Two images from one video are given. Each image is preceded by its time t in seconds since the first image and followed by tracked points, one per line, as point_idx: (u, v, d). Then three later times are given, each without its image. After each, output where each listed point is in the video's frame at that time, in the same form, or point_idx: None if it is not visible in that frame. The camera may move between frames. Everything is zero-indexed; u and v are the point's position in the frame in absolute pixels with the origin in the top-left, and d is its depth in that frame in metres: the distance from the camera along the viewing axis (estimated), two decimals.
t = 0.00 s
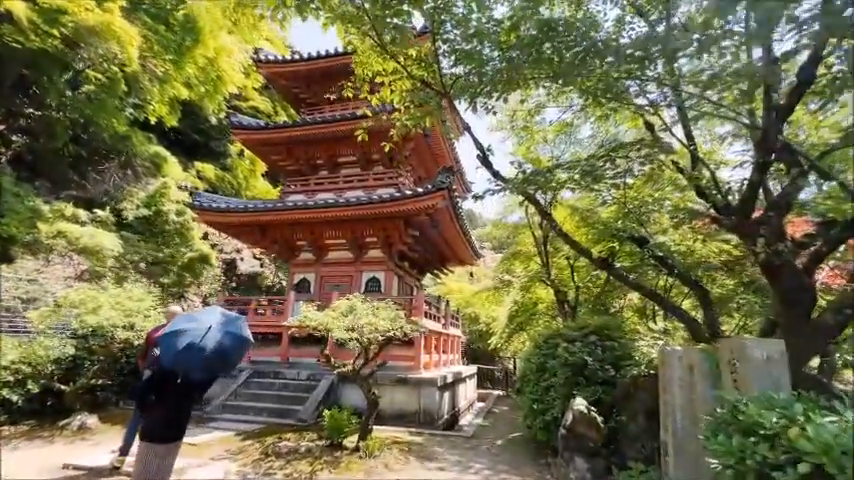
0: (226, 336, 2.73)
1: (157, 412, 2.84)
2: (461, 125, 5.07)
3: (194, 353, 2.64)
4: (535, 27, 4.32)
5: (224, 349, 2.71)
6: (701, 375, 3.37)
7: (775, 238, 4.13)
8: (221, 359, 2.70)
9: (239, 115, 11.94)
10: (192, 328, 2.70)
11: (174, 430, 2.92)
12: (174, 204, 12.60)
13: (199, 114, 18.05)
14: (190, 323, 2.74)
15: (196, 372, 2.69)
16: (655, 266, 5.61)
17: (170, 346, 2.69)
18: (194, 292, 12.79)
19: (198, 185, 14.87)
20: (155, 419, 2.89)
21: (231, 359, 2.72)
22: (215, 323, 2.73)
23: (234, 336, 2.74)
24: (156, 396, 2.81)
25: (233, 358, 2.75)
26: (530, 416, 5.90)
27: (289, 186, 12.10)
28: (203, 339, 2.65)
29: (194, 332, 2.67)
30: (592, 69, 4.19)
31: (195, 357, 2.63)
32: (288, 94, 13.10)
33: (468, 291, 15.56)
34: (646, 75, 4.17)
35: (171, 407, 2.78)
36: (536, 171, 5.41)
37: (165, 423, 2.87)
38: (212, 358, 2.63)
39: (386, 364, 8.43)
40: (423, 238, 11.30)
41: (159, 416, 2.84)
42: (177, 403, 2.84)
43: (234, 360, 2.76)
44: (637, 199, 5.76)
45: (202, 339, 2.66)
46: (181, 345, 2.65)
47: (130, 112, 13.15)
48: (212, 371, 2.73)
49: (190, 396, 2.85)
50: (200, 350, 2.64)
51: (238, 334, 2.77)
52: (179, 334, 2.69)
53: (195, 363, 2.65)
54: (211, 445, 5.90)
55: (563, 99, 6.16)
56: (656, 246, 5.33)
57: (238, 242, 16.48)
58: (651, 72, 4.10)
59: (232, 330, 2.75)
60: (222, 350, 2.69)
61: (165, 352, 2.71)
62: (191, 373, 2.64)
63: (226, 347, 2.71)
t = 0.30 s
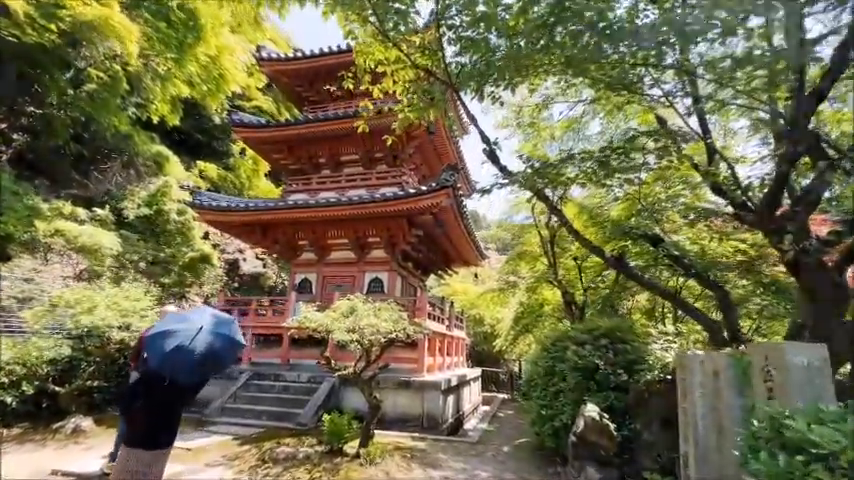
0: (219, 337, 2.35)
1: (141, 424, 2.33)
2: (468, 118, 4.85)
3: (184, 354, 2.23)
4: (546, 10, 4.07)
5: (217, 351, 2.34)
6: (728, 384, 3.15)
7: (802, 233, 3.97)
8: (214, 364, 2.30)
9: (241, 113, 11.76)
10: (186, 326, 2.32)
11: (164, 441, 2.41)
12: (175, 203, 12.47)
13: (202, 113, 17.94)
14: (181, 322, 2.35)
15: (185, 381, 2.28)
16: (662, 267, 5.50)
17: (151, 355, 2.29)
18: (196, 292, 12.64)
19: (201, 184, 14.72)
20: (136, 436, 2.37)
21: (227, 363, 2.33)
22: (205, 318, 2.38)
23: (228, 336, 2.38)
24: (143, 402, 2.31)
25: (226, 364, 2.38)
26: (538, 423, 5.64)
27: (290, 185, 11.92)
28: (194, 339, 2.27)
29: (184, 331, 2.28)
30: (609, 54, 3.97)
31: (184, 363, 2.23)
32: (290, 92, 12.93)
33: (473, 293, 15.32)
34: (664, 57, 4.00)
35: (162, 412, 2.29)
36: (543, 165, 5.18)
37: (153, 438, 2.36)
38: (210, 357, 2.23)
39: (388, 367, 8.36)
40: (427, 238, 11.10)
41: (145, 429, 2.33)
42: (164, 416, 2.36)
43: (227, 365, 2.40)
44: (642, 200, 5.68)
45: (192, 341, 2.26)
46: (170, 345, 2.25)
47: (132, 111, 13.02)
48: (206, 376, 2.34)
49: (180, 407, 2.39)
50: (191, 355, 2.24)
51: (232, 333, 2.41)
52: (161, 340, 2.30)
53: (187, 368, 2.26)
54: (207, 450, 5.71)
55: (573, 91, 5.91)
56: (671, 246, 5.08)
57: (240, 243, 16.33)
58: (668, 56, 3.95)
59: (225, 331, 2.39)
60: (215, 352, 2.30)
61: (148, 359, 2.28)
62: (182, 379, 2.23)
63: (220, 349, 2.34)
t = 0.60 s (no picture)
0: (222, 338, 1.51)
1: (114, 449, 1.42)
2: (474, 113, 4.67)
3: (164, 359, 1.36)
4: None
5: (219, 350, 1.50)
6: (759, 397, 2.88)
7: (834, 234, 3.72)
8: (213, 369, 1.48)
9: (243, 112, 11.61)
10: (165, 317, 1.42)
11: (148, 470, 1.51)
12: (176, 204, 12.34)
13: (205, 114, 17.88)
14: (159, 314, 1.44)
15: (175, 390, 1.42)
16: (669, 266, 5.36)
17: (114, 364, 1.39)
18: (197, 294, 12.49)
19: (203, 184, 14.61)
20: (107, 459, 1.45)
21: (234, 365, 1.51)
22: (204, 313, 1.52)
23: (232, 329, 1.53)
24: (116, 419, 1.40)
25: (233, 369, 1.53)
26: (546, 432, 5.40)
27: (292, 185, 11.76)
28: (175, 341, 1.38)
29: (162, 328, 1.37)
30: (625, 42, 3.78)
31: (175, 363, 1.38)
32: (293, 92, 12.81)
33: (478, 296, 15.09)
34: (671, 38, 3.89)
35: (153, 423, 1.39)
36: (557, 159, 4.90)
37: (132, 455, 1.43)
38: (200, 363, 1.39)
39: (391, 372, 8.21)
40: (431, 239, 10.87)
41: (122, 447, 1.41)
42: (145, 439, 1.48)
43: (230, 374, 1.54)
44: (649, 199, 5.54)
45: (176, 341, 1.38)
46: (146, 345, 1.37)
47: (135, 111, 12.95)
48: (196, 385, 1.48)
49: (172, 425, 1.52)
50: (175, 360, 1.38)
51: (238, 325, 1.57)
52: (145, 332, 1.42)
53: (171, 377, 1.38)
54: (202, 458, 5.51)
55: (583, 87, 5.70)
56: (688, 247, 4.84)
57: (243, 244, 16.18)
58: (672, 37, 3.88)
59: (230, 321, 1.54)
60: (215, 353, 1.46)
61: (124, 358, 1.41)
62: (175, 386, 1.39)
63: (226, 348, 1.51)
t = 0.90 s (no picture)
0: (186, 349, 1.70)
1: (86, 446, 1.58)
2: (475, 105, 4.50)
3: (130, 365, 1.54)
4: None
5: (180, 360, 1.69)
6: (787, 407, 2.69)
7: None
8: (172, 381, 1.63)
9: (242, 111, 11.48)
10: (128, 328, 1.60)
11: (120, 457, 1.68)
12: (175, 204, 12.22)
13: (207, 114, 17.81)
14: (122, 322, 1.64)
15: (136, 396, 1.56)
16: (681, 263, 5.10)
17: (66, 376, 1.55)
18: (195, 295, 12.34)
19: (203, 185, 14.51)
20: (71, 466, 1.59)
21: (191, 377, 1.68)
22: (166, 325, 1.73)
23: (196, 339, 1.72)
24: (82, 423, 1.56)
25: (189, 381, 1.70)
26: (551, 440, 5.15)
27: (292, 185, 11.60)
28: (142, 342, 1.57)
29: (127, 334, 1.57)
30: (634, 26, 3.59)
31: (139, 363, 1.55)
32: (293, 91, 12.69)
33: (480, 298, 14.86)
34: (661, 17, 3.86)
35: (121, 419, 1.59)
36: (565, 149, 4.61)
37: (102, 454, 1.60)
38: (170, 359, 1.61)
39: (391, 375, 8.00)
40: (433, 239, 10.66)
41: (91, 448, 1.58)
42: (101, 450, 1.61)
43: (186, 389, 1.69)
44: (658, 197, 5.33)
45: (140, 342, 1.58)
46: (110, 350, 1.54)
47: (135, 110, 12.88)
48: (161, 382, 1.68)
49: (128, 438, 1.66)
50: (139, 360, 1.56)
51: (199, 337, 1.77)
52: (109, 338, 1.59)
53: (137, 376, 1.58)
54: (193, 464, 5.30)
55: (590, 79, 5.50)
56: (701, 246, 4.61)
57: (244, 245, 16.04)
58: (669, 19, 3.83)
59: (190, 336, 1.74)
60: (176, 362, 1.62)
61: (89, 361, 1.59)
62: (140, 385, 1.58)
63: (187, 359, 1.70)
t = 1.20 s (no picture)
0: (150, 348, 2.59)
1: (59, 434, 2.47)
2: (477, 97, 4.33)
3: (87, 359, 2.41)
4: None
5: (146, 354, 2.57)
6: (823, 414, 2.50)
7: None
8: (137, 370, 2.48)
9: (241, 111, 11.31)
10: (85, 333, 2.54)
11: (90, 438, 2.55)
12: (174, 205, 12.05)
13: (207, 116, 17.73)
14: (82, 330, 2.59)
15: (105, 385, 2.42)
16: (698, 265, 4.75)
17: (57, 361, 2.46)
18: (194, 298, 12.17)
19: (203, 186, 14.37)
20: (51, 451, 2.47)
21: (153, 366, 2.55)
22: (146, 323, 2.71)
23: (157, 339, 2.64)
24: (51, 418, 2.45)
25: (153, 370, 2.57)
26: (557, 449, 4.88)
27: (291, 186, 11.42)
28: (97, 340, 2.47)
29: (85, 337, 2.51)
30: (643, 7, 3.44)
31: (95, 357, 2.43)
32: (293, 90, 12.53)
33: (484, 301, 14.58)
34: (661, 5, 3.77)
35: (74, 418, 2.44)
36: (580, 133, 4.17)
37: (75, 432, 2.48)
38: (125, 359, 2.45)
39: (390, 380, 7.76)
40: (434, 241, 10.45)
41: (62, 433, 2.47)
42: (81, 422, 2.49)
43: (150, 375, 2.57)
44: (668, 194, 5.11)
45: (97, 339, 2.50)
46: (71, 351, 2.46)
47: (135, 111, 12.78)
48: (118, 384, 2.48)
49: (102, 417, 2.52)
50: (95, 357, 2.42)
51: (161, 337, 2.67)
52: (72, 340, 2.52)
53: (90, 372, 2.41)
54: (183, 473, 5.08)
55: (596, 72, 5.29)
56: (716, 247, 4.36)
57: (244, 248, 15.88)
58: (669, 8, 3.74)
59: (153, 333, 2.66)
60: (138, 356, 2.51)
61: (53, 366, 2.46)
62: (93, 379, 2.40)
63: (150, 353, 2.57)
